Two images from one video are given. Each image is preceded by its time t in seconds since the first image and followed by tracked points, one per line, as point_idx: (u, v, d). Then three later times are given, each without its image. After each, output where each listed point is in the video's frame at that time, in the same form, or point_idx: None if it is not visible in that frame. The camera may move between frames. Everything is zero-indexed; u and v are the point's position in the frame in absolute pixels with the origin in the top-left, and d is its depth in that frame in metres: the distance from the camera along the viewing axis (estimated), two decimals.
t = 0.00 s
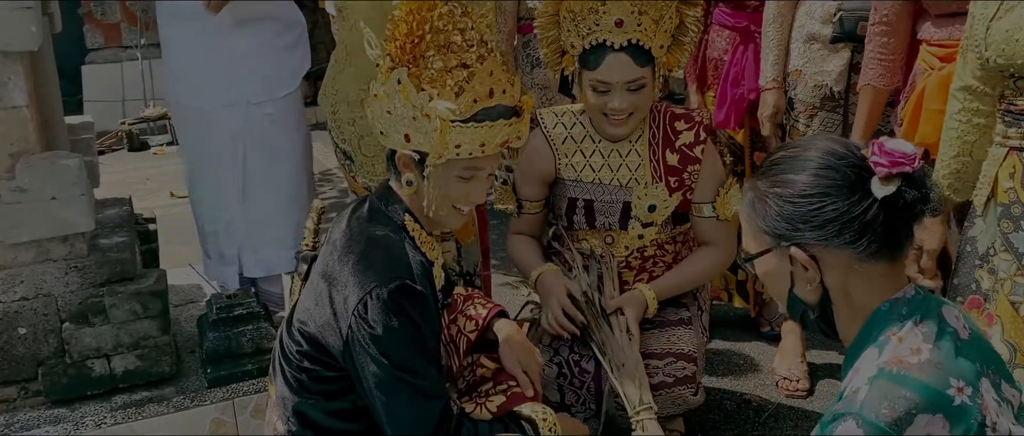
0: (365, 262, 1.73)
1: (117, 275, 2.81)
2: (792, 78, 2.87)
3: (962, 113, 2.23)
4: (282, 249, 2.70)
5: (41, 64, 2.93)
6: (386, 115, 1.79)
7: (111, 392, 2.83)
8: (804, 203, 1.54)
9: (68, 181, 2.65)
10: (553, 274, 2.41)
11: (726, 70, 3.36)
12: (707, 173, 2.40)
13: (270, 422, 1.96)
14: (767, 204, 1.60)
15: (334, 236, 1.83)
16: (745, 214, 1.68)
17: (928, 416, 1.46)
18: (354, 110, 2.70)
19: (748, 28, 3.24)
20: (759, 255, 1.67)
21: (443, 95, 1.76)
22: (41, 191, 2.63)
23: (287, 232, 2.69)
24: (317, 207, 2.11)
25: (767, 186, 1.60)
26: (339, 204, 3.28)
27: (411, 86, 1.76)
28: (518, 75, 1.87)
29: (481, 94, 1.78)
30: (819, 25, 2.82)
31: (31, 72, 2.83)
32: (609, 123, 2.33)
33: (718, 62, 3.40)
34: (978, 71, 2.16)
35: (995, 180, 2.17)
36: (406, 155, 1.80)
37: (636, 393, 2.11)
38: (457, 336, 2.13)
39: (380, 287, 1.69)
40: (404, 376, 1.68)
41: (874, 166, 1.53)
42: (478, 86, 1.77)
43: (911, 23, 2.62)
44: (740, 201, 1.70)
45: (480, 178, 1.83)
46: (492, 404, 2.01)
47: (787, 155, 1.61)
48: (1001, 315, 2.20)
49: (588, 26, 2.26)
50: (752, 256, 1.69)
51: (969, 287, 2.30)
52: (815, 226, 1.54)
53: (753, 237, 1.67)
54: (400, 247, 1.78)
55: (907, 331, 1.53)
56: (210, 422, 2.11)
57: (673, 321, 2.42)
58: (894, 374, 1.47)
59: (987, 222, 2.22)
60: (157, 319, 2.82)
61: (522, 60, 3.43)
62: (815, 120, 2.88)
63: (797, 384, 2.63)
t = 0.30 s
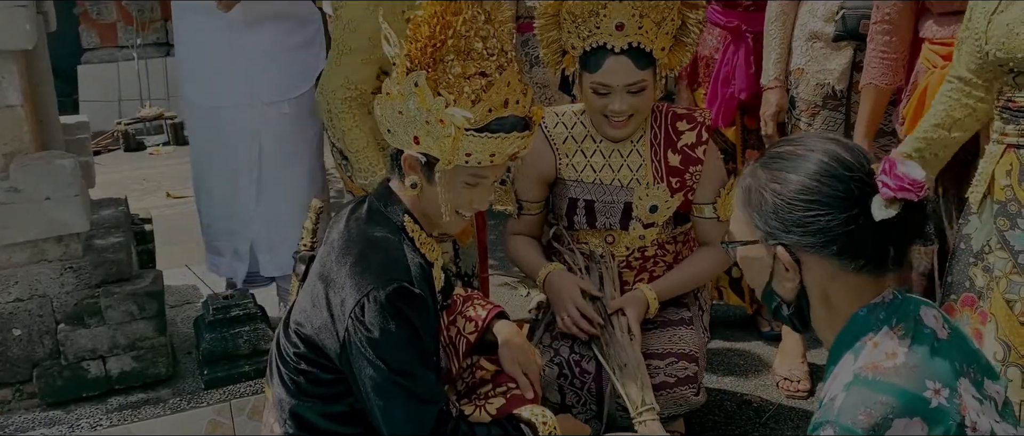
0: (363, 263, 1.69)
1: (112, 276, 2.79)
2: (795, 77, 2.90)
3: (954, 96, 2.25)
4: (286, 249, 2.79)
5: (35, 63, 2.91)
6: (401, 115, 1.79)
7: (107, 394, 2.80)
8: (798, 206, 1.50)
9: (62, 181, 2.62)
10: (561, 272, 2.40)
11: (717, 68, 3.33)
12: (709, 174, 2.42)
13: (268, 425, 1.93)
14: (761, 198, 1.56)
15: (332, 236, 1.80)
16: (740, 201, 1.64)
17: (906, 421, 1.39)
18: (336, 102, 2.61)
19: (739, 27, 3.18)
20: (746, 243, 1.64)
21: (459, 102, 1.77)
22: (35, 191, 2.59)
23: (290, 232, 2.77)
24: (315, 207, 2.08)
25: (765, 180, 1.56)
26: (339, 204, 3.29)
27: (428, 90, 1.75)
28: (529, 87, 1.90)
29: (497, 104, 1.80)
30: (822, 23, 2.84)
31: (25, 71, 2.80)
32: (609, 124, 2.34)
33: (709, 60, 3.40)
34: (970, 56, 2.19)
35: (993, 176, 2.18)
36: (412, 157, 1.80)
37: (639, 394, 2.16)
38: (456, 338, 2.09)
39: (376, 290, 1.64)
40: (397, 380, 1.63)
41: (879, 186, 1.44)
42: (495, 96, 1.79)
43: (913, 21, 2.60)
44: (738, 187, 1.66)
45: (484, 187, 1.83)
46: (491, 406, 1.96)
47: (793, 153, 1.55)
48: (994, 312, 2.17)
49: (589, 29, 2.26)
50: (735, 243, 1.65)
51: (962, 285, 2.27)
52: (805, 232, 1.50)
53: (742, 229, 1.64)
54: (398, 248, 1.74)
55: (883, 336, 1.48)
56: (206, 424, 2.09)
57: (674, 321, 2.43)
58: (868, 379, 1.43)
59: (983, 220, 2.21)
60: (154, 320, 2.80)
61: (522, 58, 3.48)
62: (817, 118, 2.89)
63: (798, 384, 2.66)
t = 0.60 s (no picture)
0: (361, 269, 1.68)
1: (107, 279, 2.76)
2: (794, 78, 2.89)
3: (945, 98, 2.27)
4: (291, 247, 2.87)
5: (28, 64, 2.89)
6: (399, 119, 1.76)
7: (102, 397, 2.78)
8: (801, 215, 1.50)
9: (57, 182, 2.60)
10: (559, 276, 2.39)
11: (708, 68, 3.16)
12: (709, 176, 2.41)
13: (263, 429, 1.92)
14: (764, 212, 1.56)
15: (329, 240, 1.78)
16: (743, 220, 1.65)
17: None
18: (341, 104, 2.63)
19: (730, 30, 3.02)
20: (757, 264, 1.65)
21: (460, 102, 1.76)
22: (30, 193, 2.57)
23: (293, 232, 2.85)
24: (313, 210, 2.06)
25: (764, 194, 1.56)
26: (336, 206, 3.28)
27: (428, 91, 1.74)
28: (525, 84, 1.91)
29: (496, 100, 1.81)
30: (821, 24, 2.82)
31: (19, 72, 2.78)
32: (609, 126, 2.33)
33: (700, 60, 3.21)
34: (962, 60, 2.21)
35: (998, 183, 2.17)
36: (413, 160, 1.77)
37: (637, 395, 2.14)
38: (453, 342, 2.06)
39: (376, 297, 1.63)
40: (400, 389, 1.62)
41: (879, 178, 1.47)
42: (494, 92, 1.80)
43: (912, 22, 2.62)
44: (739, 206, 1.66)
45: (487, 185, 1.84)
46: (490, 412, 1.94)
47: (787, 163, 1.56)
48: (1011, 321, 2.16)
49: (588, 31, 2.26)
50: (750, 265, 1.67)
51: (975, 295, 2.25)
52: (813, 239, 1.50)
53: (752, 247, 1.65)
54: (397, 253, 1.73)
55: (903, 348, 1.48)
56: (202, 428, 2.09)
57: (674, 323, 2.42)
58: (887, 393, 1.43)
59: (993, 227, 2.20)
60: (149, 323, 2.77)
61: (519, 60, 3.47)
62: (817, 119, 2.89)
63: (796, 387, 2.66)
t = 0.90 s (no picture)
0: (357, 272, 1.66)
1: (102, 281, 2.75)
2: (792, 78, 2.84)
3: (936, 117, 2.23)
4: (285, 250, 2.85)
5: (22, 64, 2.87)
6: (391, 120, 1.76)
7: (97, 400, 2.76)
8: (836, 217, 1.44)
9: (51, 184, 2.59)
10: (555, 280, 2.39)
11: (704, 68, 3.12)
12: (709, 176, 2.39)
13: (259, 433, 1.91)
14: (794, 206, 1.49)
15: (326, 242, 1.77)
16: (766, 205, 1.57)
17: None
18: (341, 108, 2.61)
19: (727, 31, 2.99)
20: (772, 253, 1.58)
21: (452, 98, 1.75)
22: (24, 194, 2.56)
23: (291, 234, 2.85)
24: (309, 211, 2.03)
25: (798, 186, 1.49)
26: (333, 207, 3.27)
27: (419, 89, 1.73)
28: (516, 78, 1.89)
29: (489, 96, 1.79)
30: (820, 24, 2.79)
31: (13, 72, 2.76)
32: (608, 125, 2.31)
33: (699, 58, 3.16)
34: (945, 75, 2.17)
35: (994, 187, 2.17)
36: (409, 160, 1.76)
37: (635, 398, 2.14)
38: (451, 345, 2.05)
39: (372, 300, 1.61)
40: (397, 395, 1.61)
41: (921, 192, 1.41)
42: (486, 88, 1.78)
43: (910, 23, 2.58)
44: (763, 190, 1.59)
45: (484, 183, 1.81)
46: (488, 415, 1.94)
47: (827, 158, 1.49)
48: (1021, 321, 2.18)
49: (587, 28, 2.25)
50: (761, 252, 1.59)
51: (981, 299, 2.28)
52: (844, 245, 1.45)
53: (765, 235, 1.59)
54: (394, 256, 1.71)
55: (913, 354, 1.46)
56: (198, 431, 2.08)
57: (672, 326, 2.41)
58: (898, 400, 1.40)
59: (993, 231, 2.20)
60: (144, 325, 2.76)
61: (516, 59, 3.45)
62: (814, 121, 2.84)
63: (795, 388, 2.65)
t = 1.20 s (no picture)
0: (352, 273, 1.66)
1: (98, 283, 2.74)
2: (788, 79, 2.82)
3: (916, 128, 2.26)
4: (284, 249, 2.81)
5: (17, 65, 2.86)
6: (383, 121, 1.75)
7: (92, 402, 2.74)
8: (873, 217, 1.42)
9: (46, 186, 2.58)
10: (552, 284, 2.38)
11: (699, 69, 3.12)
12: (707, 178, 2.39)
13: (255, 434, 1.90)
14: (833, 196, 1.47)
15: (322, 244, 1.76)
16: (801, 188, 1.56)
17: None
18: (342, 112, 2.60)
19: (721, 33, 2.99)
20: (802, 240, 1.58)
21: (442, 96, 1.74)
22: (19, 196, 2.55)
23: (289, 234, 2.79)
24: (306, 214, 2.03)
25: (841, 177, 1.47)
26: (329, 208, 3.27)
27: (409, 88, 1.72)
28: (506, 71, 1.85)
29: (479, 93, 1.77)
30: (815, 25, 2.76)
31: (8, 74, 2.75)
32: (608, 125, 2.30)
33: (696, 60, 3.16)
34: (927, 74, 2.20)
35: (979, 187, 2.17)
36: (403, 161, 1.76)
37: (633, 401, 2.14)
38: (447, 347, 2.05)
39: (368, 301, 1.61)
40: (394, 397, 1.61)
41: (963, 212, 1.37)
42: (476, 84, 1.77)
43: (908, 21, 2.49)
44: (801, 171, 1.57)
45: (479, 180, 1.79)
46: (485, 417, 1.94)
47: (869, 155, 1.46)
48: (1004, 321, 2.06)
49: (586, 27, 2.26)
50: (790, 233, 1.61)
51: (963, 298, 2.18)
52: (876, 245, 1.43)
53: (795, 216, 1.58)
54: (391, 257, 1.71)
55: (922, 354, 1.45)
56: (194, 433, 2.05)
57: (671, 327, 2.41)
58: (906, 401, 1.40)
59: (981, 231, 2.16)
60: (140, 327, 2.75)
61: (512, 60, 3.44)
62: (810, 121, 2.81)
63: (792, 389, 2.65)
